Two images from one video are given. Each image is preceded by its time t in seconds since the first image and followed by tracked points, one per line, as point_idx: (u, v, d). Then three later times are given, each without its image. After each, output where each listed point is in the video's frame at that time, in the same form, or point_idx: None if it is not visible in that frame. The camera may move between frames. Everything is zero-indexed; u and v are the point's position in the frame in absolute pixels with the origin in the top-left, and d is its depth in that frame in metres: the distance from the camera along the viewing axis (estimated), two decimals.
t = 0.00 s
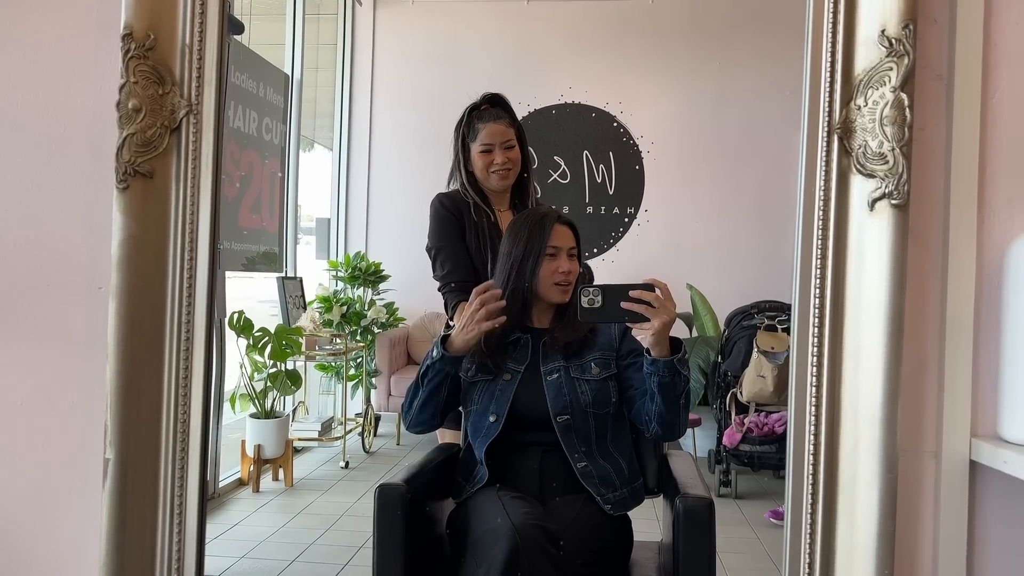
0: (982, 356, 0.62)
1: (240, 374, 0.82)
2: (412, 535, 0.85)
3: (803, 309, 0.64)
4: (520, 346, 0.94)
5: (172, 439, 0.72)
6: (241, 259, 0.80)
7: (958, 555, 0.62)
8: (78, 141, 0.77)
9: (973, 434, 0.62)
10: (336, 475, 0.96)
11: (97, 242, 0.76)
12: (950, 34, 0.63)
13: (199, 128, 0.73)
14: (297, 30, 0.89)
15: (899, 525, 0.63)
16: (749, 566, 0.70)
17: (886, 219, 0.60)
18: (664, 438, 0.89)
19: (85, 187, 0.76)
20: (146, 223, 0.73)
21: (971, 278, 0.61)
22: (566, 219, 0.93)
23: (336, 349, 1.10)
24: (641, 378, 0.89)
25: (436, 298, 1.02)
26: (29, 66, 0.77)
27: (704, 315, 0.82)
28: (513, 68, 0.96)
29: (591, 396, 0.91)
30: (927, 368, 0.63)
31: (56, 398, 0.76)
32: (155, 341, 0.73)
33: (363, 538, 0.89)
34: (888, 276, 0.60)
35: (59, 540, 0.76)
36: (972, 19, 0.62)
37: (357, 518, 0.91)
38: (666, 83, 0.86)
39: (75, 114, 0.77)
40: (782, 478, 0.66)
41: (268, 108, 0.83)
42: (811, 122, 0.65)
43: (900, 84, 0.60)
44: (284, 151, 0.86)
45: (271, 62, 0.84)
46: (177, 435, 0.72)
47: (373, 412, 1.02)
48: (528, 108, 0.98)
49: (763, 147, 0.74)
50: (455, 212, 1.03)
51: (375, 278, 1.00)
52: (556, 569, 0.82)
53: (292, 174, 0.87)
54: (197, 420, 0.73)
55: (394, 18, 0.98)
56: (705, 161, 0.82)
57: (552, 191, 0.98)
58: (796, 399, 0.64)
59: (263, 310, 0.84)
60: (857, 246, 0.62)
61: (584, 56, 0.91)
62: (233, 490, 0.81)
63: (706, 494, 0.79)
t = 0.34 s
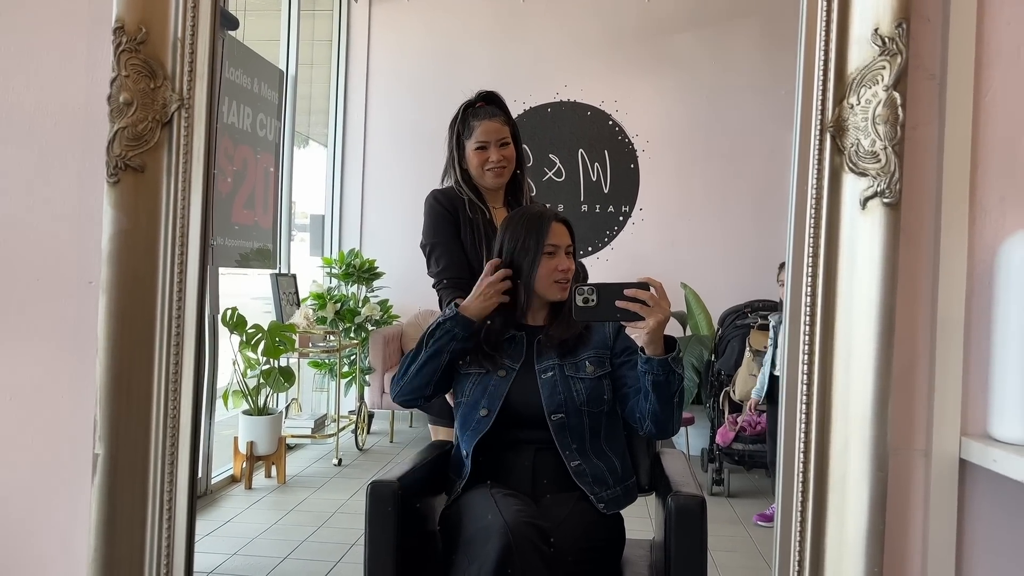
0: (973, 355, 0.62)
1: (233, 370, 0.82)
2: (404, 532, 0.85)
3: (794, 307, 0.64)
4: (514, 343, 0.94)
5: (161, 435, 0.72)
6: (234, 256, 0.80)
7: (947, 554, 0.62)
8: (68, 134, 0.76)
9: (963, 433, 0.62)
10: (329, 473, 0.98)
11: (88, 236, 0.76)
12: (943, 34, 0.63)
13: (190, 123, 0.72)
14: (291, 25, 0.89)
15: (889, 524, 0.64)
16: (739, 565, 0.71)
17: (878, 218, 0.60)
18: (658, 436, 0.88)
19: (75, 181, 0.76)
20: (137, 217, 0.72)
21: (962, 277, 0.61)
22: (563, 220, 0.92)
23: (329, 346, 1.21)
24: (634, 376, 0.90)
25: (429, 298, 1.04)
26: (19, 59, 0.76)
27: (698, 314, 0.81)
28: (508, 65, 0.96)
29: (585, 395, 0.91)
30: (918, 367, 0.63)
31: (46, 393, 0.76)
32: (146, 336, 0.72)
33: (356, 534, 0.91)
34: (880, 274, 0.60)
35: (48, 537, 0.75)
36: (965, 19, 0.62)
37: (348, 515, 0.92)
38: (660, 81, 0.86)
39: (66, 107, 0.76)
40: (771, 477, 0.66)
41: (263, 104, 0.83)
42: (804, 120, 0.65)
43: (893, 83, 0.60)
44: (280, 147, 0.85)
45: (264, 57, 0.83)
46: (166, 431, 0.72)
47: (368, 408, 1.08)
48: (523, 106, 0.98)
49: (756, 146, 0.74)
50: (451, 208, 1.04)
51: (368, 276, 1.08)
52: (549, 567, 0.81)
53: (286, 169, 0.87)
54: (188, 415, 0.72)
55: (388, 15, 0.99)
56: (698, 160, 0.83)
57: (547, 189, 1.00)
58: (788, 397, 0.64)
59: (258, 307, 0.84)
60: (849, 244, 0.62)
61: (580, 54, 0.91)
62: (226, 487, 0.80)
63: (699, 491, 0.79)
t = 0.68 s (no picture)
0: (960, 352, 0.63)
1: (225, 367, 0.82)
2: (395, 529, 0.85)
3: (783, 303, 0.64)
4: (506, 342, 0.94)
5: (149, 431, 0.72)
6: (228, 252, 0.79)
7: (934, 550, 0.62)
8: (56, 128, 0.76)
9: (950, 429, 0.62)
10: (322, 470, 0.99)
11: (77, 230, 0.76)
12: (932, 31, 0.63)
13: (178, 117, 0.72)
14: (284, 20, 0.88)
15: (876, 519, 0.64)
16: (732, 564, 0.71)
17: (866, 214, 0.61)
18: (650, 434, 0.89)
19: (65, 174, 0.76)
20: (126, 212, 0.72)
21: (950, 274, 0.62)
22: (557, 217, 0.92)
23: (323, 343, 1.19)
24: (628, 374, 0.90)
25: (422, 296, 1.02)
26: (7, 51, 0.76)
27: (692, 312, 0.81)
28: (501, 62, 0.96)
29: (577, 392, 0.91)
30: (906, 363, 0.63)
31: (35, 388, 0.76)
32: (134, 332, 0.72)
33: (348, 532, 0.91)
34: (868, 270, 0.61)
35: (35, 533, 0.75)
36: (954, 16, 0.62)
37: (341, 513, 0.93)
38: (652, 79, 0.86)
39: (56, 101, 0.76)
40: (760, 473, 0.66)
41: (256, 100, 0.83)
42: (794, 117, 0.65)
43: (881, 80, 0.60)
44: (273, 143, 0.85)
45: (259, 53, 0.83)
46: (154, 427, 0.72)
47: (361, 406, 1.12)
48: (517, 104, 0.98)
49: (747, 144, 0.74)
50: (445, 205, 1.02)
51: (362, 273, 1.03)
52: (539, 563, 0.81)
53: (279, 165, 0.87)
54: (176, 410, 0.72)
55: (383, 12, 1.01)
56: (690, 157, 0.83)
57: (542, 187, 0.97)
58: (776, 392, 0.64)
59: (251, 305, 0.85)
60: (837, 240, 0.62)
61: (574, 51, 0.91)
62: (220, 484, 0.82)
63: (691, 489, 0.80)
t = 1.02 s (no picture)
0: (956, 353, 0.63)
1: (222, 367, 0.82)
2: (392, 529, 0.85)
3: (779, 304, 0.64)
4: (502, 342, 0.95)
5: (146, 432, 0.71)
6: (223, 252, 0.79)
7: (930, 550, 0.62)
8: (52, 129, 0.75)
9: (945, 430, 0.62)
10: (318, 470, 0.95)
11: (73, 230, 0.75)
12: (928, 33, 0.63)
13: (175, 118, 0.72)
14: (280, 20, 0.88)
15: (873, 519, 0.64)
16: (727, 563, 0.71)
17: (861, 215, 0.61)
18: (647, 433, 0.89)
19: (60, 175, 0.75)
20: (122, 213, 0.72)
21: (946, 275, 0.62)
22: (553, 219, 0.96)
23: (320, 344, 1.17)
24: (624, 374, 0.90)
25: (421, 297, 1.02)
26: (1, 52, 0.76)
27: (688, 313, 0.81)
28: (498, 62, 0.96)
29: (572, 393, 0.92)
30: (902, 364, 0.64)
31: (30, 389, 0.75)
32: (130, 333, 0.72)
33: (344, 533, 0.89)
34: (864, 271, 0.61)
35: (31, 535, 0.75)
36: (950, 18, 0.62)
37: (337, 513, 0.90)
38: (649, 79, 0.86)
39: (51, 100, 0.76)
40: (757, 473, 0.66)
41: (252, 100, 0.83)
42: (790, 118, 0.65)
43: (877, 82, 0.60)
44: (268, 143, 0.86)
45: (254, 53, 0.83)
46: (151, 428, 0.71)
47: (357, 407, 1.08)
48: (514, 104, 0.99)
49: (744, 145, 0.74)
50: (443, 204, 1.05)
51: (358, 273, 0.99)
52: (536, 562, 0.82)
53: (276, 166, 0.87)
54: (172, 412, 0.72)
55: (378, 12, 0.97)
56: (686, 157, 0.83)
57: (538, 187, 1.02)
58: (772, 393, 0.64)
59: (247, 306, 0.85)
60: (833, 241, 0.62)
61: (570, 52, 0.91)
62: (215, 484, 0.80)
63: (687, 489, 0.80)
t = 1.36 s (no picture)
0: (953, 353, 0.63)
1: (222, 369, 0.82)
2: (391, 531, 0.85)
3: (776, 305, 0.64)
4: (502, 344, 0.94)
5: (145, 435, 0.71)
6: (222, 255, 0.79)
7: (929, 550, 0.62)
8: (50, 132, 0.76)
9: (944, 430, 0.62)
10: (318, 473, 0.96)
11: (72, 234, 0.75)
12: (925, 34, 0.63)
13: (173, 121, 0.72)
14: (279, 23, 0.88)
15: (871, 520, 0.64)
16: (726, 563, 0.71)
17: (859, 216, 0.61)
18: (646, 435, 0.89)
19: (59, 179, 0.75)
20: (120, 216, 0.72)
21: (943, 275, 0.62)
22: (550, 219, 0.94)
23: (317, 347, 1.21)
24: (623, 376, 0.91)
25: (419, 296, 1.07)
26: None
27: (687, 313, 0.80)
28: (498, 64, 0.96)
29: (573, 395, 0.91)
30: (899, 365, 0.64)
31: (29, 393, 0.75)
32: (129, 336, 0.72)
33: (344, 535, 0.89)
34: (861, 272, 0.61)
35: (30, 539, 0.75)
36: (946, 20, 0.62)
37: (337, 516, 0.92)
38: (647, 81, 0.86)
39: (50, 105, 0.76)
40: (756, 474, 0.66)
41: (251, 103, 0.83)
42: (787, 120, 0.65)
43: (874, 83, 0.61)
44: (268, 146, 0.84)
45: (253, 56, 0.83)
46: (150, 431, 0.71)
47: (356, 410, 1.11)
48: (513, 106, 1.00)
49: (740, 147, 0.74)
50: (444, 206, 1.06)
51: (358, 276, 1.07)
52: (535, 565, 0.81)
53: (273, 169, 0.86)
54: (171, 414, 0.72)
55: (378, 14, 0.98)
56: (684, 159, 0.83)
57: (536, 188, 1.02)
58: (771, 395, 0.64)
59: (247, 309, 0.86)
60: (830, 243, 0.62)
61: (567, 54, 0.92)
62: (214, 487, 0.80)
63: (687, 490, 0.80)
